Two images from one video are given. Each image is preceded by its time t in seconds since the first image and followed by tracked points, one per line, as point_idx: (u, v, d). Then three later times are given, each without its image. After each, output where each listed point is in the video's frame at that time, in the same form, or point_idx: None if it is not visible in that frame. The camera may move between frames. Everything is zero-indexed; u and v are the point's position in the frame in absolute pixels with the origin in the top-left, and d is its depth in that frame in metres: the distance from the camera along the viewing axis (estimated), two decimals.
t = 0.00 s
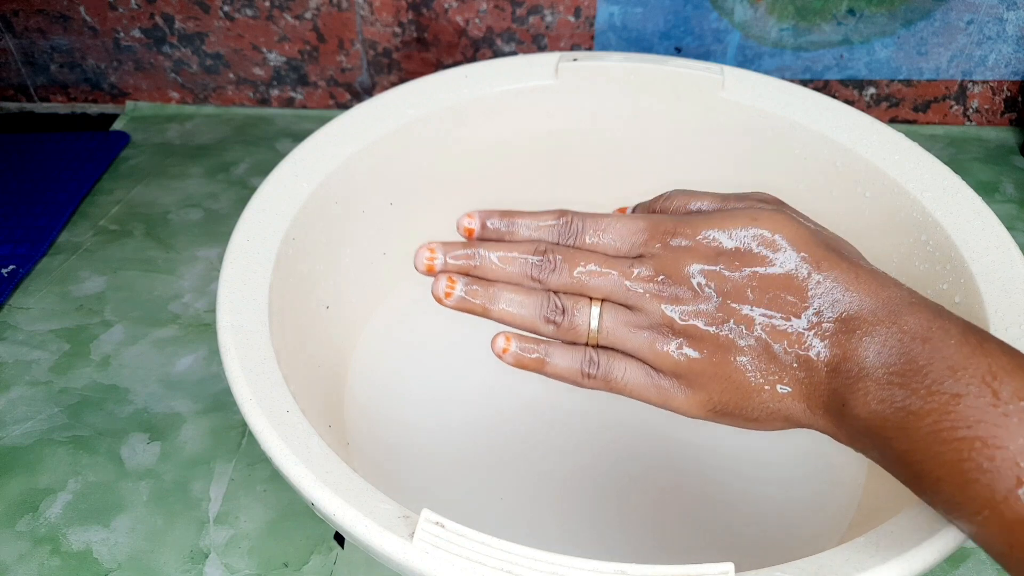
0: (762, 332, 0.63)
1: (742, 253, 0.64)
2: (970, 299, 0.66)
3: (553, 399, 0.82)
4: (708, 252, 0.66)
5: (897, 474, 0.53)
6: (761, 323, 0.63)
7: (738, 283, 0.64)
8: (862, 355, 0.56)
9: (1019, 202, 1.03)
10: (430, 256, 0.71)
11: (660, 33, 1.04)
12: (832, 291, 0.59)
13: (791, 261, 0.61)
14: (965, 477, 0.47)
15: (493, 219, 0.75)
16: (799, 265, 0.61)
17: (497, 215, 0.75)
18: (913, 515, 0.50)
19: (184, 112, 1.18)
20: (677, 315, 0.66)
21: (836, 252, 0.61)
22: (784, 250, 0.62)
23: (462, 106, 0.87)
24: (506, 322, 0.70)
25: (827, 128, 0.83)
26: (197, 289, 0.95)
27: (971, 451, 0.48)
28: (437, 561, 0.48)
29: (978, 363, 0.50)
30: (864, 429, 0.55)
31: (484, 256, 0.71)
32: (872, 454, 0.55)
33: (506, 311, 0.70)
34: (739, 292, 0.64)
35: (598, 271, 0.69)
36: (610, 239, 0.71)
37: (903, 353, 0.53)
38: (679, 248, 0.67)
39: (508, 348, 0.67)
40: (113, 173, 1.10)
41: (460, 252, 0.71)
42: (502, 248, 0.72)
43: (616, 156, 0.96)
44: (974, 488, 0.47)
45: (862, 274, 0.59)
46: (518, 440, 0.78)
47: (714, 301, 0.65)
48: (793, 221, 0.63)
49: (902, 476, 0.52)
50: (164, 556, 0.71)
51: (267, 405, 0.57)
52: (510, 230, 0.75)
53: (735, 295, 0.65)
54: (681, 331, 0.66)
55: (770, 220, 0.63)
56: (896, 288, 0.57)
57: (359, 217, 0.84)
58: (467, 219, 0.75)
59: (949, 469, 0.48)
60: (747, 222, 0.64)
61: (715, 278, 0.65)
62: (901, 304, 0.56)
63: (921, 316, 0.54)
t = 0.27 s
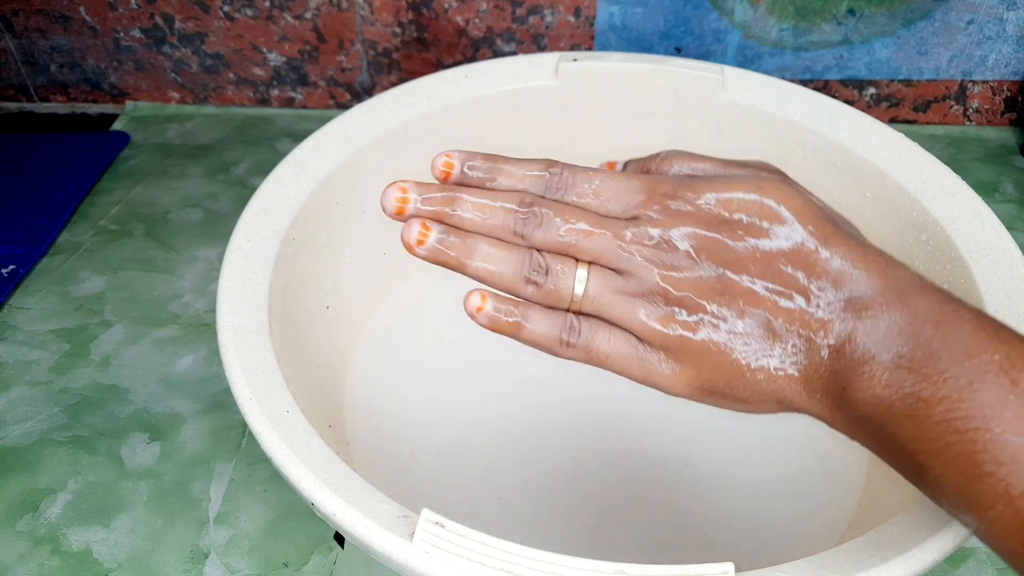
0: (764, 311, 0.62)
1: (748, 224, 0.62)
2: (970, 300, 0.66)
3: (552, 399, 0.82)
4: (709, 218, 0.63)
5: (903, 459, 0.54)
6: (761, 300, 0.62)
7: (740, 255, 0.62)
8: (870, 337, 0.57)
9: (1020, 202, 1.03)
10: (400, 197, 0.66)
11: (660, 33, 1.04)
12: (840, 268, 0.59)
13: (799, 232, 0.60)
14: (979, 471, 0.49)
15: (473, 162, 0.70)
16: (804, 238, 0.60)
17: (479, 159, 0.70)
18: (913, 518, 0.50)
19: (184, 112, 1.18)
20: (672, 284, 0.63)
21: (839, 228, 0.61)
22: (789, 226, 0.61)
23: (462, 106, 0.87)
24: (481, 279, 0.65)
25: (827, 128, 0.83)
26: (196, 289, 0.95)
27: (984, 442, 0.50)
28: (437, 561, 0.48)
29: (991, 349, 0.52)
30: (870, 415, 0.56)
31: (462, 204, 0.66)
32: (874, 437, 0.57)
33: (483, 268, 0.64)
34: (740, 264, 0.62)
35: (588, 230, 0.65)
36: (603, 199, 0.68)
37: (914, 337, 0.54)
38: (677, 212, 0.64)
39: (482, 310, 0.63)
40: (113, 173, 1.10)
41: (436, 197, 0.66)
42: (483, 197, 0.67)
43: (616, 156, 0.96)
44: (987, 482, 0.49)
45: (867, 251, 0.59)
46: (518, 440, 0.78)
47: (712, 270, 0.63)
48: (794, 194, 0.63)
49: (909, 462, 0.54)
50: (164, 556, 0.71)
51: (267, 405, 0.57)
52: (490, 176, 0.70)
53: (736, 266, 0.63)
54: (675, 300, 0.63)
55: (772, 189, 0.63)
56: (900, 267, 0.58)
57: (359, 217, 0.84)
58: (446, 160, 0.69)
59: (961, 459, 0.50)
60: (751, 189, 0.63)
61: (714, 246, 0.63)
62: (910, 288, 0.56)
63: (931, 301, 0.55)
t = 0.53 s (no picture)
0: (740, 295, 0.61)
1: (719, 207, 0.61)
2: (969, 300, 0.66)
3: (552, 399, 0.82)
4: (681, 206, 0.63)
5: (899, 453, 0.52)
6: (739, 286, 0.61)
7: (716, 242, 0.61)
8: (860, 322, 0.54)
9: (1020, 203, 1.03)
10: (363, 217, 0.68)
11: (660, 33, 1.04)
12: (828, 248, 0.56)
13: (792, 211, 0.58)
14: (980, 471, 0.47)
15: (435, 170, 0.71)
16: (787, 219, 0.58)
17: (441, 167, 0.71)
18: (915, 522, 0.51)
19: (184, 112, 1.18)
20: (647, 279, 0.63)
21: (830, 201, 0.58)
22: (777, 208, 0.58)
23: (462, 106, 0.87)
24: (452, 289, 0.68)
25: (827, 128, 0.83)
26: (197, 289, 0.95)
27: (989, 441, 0.47)
28: (437, 561, 0.48)
29: (996, 332, 0.49)
30: (864, 404, 0.54)
31: (424, 216, 0.68)
32: (869, 428, 0.55)
33: (452, 277, 0.67)
34: (716, 252, 0.61)
35: (556, 231, 0.67)
36: (571, 193, 0.69)
37: (909, 322, 0.52)
38: (646, 203, 0.64)
39: (456, 321, 0.66)
40: (113, 173, 1.10)
41: (399, 212, 0.68)
42: (448, 206, 0.69)
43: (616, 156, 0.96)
44: (991, 484, 0.46)
45: (858, 225, 0.57)
46: (519, 439, 0.78)
47: (687, 261, 0.63)
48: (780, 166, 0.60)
49: (907, 457, 0.52)
50: (164, 556, 0.71)
51: (268, 405, 0.57)
52: (455, 180, 0.71)
53: (712, 254, 0.61)
54: (649, 295, 0.64)
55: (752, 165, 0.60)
56: (896, 240, 0.55)
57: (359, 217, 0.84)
58: (408, 171, 0.71)
59: (965, 460, 0.47)
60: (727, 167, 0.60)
61: (689, 235, 0.62)
62: (909, 266, 0.53)
63: (930, 281, 0.52)
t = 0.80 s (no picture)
0: (743, 302, 0.59)
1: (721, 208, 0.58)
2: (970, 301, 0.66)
3: (552, 399, 0.82)
4: (684, 203, 0.59)
5: (893, 462, 0.52)
6: (742, 293, 0.59)
7: (718, 242, 0.59)
8: (859, 330, 0.54)
9: (1020, 203, 1.03)
10: (347, 193, 0.60)
11: (660, 33, 1.04)
12: (832, 254, 0.56)
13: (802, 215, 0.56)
14: (979, 480, 0.47)
15: (425, 145, 0.62)
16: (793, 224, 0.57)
17: (433, 141, 0.62)
18: (915, 522, 0.52)
19: (184, 112, 1.18)
20: (646, 281, 0.60)
21: (833, 206, 0.57)
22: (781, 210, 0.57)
23: (462, 106, 0.87)
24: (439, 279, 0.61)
25: (827, 129, 0.83)
26: (196, 290, 0.95)
27: (987, 451, 0.47)
28: (437, 561, 0.48)
29: (995, 342, 0.49)
30: (858, 413, 0.54)
31: (413, 200, 0.60)
32: (863, 436, 0.55)
33: (442, 267, 0.60)
34: (719, 254, 0.59)
35: (557, 223, 0.60)
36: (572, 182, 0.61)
37: (908, 331, 0.52)
38: (650, 196, 0.59)
39: (445, 311, 0.60)
40: (113, 173, 1.10)
41: (386, 194, 0.60)
42: (436, 187, 0.61)
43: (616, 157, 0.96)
44: (989, 494, 0.46)
45: (861, 232, 0.56)
46: (518, 438, 0.78)
47: (686, 260, 0.60)
48: (785, 166, 0.58)
49: (899, 465, 0.52)
50: (164, 556, 0.71)
51: (267, 405, 0.57)
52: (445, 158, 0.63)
53: (714, 256, 0.59)
54: (648, 296, 0.60)
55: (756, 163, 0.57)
56: (897, 251, 0.55)
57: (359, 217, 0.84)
58: (393, 146, 0.62)
59: (962, 469, 0.47)
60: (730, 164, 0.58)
61: (690, 234, 0.60)
62: (907, 275, 0.53)
63: (927, 290, 0.52)
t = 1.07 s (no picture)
0: (761, 325, 0.58)
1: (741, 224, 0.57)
2: (969, 301, 0.66)
3: (552, 399, 0.82)
4: (707, 218, 0.58)
5: (891, 479, 0.53)
6: (762, 313, 0.58)
7: (739, 261, 0.58)
8: (862, 354, 0.55)
9: (1020, 202, 1.03)
10: (364, 175, 0.57)
11: (660, 33, 1.04)
12: (844, 279, 0.56)
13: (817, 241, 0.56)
14: (977, 498, 0.49)
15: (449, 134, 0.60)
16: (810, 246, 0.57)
17: (456, 130, 0.61)
18: (914, 523, 0.52)
19: (184, 112, 1.18)
20: (665, 293, 0.58)
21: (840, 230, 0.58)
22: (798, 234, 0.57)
23: (462, 106, 0.87)
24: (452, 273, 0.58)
25: (827, 129, 0.83)
26: (196, 290, 0.95)
27: (984, 468, 0.49)
28: (437, 561, 0.48)
29: (991, 364, 0.51)
30: (859, 433, 0.55)
31: (433, 188, 0.58)
32: (862, 456, 0.56)
33: (459, 260, 0.57)
34: (739, 273, 0.58)
35: (580, 225, 0.58)
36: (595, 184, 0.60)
37: (910, 354, 0.53)
38: (673, 209, 0.58)
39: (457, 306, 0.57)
40: (113, 173, 1.10)
41: (405, 181, 0.57)
42: (457, 178, 0.59)
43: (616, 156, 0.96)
44: (987, 511, 0.48)
45: (870, 258, 0.57)
46: (519, 438, 0.78)
47: (706, 276, 0.58)
48: (800, 189, 0.58)
49: (897, 483, 0.53)
50: (164, 556, 0.71)
51: (268, 405, 0.57)
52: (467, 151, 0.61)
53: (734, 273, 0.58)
54: (667, 309, 0.58)
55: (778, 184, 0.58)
56: (900, 278, 0.56)
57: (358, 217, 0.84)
58: (416, 130, 0.60)
59: (960, 486, 0.49)
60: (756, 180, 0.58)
61: (712, 250, 0.58)
62: (910, 300, 0.55)
63: (930, 315, 0.54)
